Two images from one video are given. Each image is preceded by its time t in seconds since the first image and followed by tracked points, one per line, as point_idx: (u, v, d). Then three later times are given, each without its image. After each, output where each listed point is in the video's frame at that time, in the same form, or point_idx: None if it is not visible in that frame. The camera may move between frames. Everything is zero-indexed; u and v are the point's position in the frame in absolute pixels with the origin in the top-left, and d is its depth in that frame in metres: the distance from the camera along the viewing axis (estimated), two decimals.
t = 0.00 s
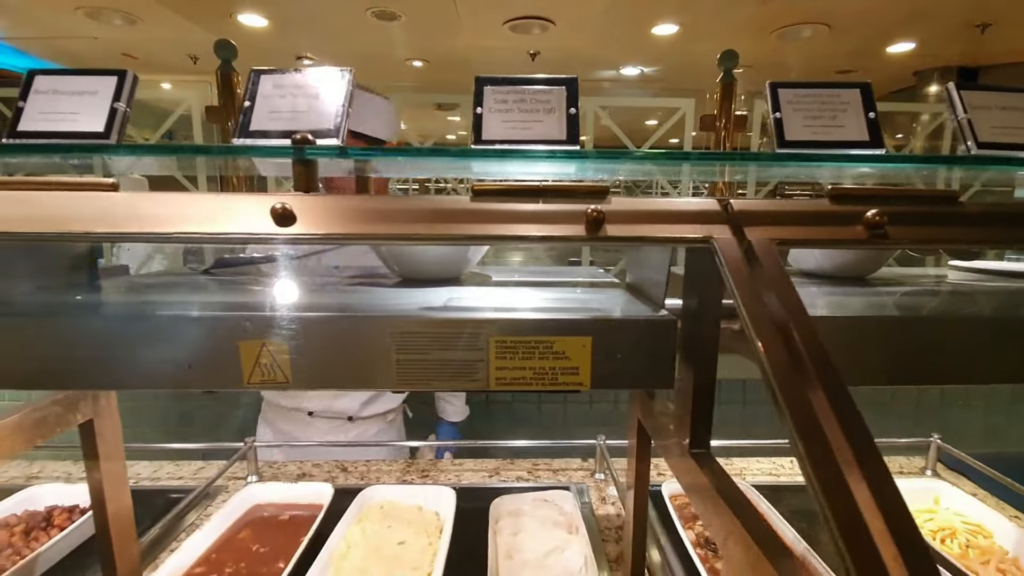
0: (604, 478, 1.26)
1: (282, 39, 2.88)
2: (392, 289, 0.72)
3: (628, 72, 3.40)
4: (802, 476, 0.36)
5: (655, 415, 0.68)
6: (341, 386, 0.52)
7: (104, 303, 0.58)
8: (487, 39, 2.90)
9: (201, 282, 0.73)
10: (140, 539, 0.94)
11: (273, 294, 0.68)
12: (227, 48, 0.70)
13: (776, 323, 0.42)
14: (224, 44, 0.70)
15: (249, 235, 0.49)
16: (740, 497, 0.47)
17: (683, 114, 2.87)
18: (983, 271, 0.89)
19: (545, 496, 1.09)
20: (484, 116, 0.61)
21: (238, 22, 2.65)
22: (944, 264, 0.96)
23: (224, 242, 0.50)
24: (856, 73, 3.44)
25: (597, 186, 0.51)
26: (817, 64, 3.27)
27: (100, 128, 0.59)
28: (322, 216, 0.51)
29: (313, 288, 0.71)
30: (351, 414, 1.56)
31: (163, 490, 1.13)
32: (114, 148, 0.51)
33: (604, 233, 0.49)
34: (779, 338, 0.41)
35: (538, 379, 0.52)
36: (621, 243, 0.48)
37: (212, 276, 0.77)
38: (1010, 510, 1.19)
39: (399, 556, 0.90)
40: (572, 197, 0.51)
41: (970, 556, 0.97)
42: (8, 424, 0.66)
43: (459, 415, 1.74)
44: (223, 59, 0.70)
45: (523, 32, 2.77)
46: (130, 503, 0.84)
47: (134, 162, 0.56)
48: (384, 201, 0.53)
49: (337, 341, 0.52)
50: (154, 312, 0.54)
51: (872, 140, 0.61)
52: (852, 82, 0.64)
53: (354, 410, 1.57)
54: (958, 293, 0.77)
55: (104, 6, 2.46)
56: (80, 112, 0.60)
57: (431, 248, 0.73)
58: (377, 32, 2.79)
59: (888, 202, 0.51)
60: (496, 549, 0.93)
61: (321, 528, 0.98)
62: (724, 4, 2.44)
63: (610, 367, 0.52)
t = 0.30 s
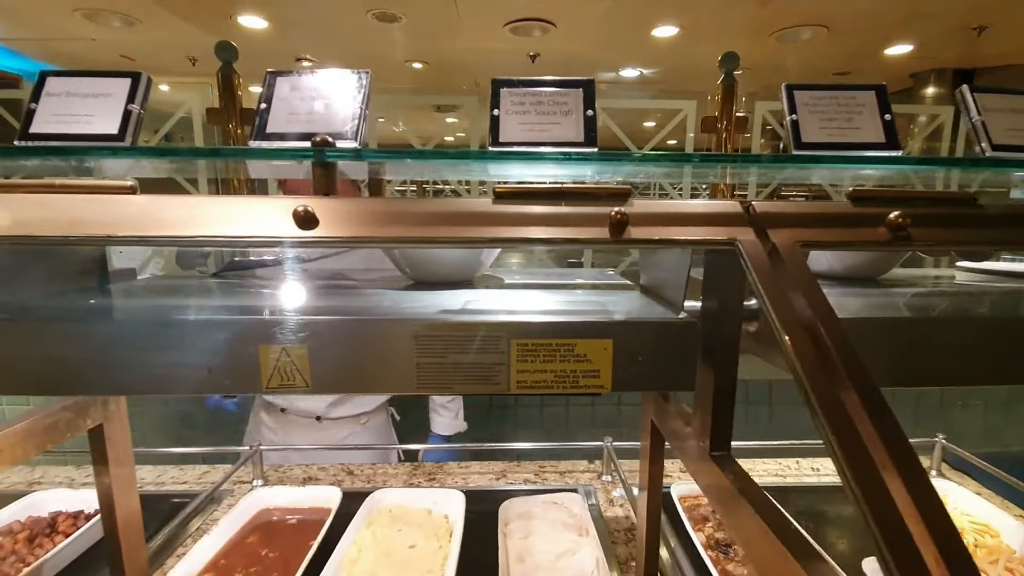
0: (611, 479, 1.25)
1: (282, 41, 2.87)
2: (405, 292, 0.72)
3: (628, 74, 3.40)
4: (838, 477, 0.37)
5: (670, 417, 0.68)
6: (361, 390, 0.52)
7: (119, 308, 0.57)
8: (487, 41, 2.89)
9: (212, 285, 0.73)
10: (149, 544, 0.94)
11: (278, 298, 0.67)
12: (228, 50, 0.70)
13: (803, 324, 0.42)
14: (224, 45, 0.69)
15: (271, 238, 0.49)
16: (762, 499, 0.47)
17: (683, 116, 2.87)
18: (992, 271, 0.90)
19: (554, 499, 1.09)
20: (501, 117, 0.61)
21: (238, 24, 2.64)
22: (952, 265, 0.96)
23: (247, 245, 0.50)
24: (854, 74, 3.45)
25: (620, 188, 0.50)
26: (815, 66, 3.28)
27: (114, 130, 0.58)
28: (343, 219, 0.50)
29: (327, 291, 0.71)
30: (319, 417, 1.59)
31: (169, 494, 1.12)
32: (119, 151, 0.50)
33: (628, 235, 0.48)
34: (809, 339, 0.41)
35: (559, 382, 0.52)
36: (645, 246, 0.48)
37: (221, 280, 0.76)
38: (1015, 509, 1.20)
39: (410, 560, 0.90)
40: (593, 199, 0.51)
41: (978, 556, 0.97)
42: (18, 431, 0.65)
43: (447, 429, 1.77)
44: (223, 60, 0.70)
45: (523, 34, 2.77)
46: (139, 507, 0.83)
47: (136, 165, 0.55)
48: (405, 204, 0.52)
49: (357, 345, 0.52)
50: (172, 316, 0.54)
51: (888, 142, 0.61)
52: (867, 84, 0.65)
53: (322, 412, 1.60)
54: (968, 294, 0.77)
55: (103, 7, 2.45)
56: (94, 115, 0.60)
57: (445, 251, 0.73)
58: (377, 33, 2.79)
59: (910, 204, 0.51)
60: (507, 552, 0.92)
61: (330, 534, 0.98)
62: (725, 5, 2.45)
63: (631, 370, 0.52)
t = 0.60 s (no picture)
0: (623, 484, 1.22)
1: (287, 40, 2.85)
2: (415, 292, 0.69)
3: (635, 74, 3.37)
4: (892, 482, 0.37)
5: (690, 421, 0.65)
6: (372, 396, 0.50)
7: (119, 309, 0.55)
8: (494, 41, 2.87)
9: (215, 286, 0.70)
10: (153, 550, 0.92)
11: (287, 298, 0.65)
12: (236, 48, 0.69)
13: (846, 324, 0.42)
14: (231, 44, 0.68)
15: (280, 235, 0.47)
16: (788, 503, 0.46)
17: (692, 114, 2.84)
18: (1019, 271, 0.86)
19: (565, 505, 1.06)
20: (517, 109, 0.59)
21: (244, 24, 2.63)
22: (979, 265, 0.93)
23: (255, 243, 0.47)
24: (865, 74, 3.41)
25: (645, 182, 0.48)
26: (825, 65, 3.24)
27: (116, 124, 0.56)
28: (355, 216, 0.48)
29: (334, 292, 0.68)
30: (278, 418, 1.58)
31: (172, 499, 1.09)
32: (121, 145, 0.48)
33: (655, 232, 0.46)
34: (854, 340, 0.41)
35: (580, 389, 0.49)
36: (674, 243, 0.46)
37: (226, 280, 0.74)
38: None
39: (419, 569, 0.88)
40: (618, 193, 0.48)
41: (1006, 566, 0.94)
42: (15, 436, 0.63)
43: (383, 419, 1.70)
44: (230, 59, 0.68)
45: (531, 33, 2.75)
46: (141, 511, 0.81)
47: (137, 159, 0.53)
48: (419, 199, 0.50)
49: (369, 348, 0.49)
50: (177, 317, 0.51)
51: (922, 135, 0.58)
52: (898, 75, 0.62)
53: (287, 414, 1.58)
54: (1000, 295, 0.74)
55: (110, 7, 2.44)
56: (95, 108, 0.58)
57: (458, 250, 0.71)
58: (383, 33, 2.77)
59: (953, 198, 0.48)
60: (519, 561, 0.90)
61: (337, 541, 0.95)
62: (735, 3, 2.42)
63: (656, 374, 0.50)
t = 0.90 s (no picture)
0: (655, 498, 1.19)
1: (315, 49, 2.88)
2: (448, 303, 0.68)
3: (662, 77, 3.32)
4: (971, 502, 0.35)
5: (735, 439, 0.62)
6: (407, 411, 0.49)
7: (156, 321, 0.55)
8: (519, 46, 2.86)
9: (247, 296, 0.70)
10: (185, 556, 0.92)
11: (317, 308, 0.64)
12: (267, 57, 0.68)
13: (919, 337, 0.39)
14: (261, 53, 0.67)
15: (317, 248, 0.46)
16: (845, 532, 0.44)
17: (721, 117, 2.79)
18: None
19: (597, 519, 1.04)
20: (554, 115, 0.57)
21: (275, 34, 2.67)
22: None
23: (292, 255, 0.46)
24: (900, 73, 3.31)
25: (694, 190, 0.46)
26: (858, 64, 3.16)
27: (153, 136, 0.56)
28: (392, 227, 0.47)
29: (365, 302, 0.67)
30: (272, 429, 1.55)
31: (203, 506, 1.10)
32: (159, 157, 0.47)
33: (706, 243, 0.43)
34: (926, 354, 0.38)
35: (624, 407, 0.47)
36: (726, 255, 0.43)
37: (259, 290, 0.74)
38: None
39: None
40: (665, 202, 0.46)
41: None
42: (54, 446, 0.63)
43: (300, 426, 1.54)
44: (262, 68, 0.67)
45: (557, 37, 2.73)
46: (176, 519, 0.81)
47: (175, 169, 0.52)
48: (457, 209, 0.48)
49: (404, 363, 0.48)
50: (215, 330, 0.51)
51: (987, 136, 0.55)
52: (958, 73, 0.59)
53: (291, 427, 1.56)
54: None
55: (146, 19, 2.50)
56: (133, 119, 0.57)
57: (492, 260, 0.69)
58: (409, 40, 2.78)
59: None
60: None
61: (367, 552, 0.94)
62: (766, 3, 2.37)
63: (704, 393, 0.47)
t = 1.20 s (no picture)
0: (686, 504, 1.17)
1: (338, 52, 2.90)
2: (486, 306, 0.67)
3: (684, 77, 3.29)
4: None
5: (786, 447, 0.61)
6: (455, 416, 0.48)
7: (203, 322, 0.55)
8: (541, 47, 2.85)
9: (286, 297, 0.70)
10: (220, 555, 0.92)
11: (348, 310, 0.64)
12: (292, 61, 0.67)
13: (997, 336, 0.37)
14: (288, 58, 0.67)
15: (369, 250, 0.45)
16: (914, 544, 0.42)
17: (745, 117, 2.76)
18: None
19: (630, 525, 1.02)
20: (601, 115, 0.56)
21: (300, 38, 2.69)
22: None
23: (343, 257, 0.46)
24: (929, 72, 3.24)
25: (755, 191, 0.45)
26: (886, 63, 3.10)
27: (201, 138, 0.57)
28: (444, 229, 0.46)
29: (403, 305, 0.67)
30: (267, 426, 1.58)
31: (233, 506, 1.10)
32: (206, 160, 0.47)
33: (770, 246, 0.42)
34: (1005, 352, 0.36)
35: (679, 413, 0.46)
36: (791, 259, 0.42)
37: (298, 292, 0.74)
38: None
39: None
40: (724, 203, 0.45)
41: None
42: (99, 446, 0.65)
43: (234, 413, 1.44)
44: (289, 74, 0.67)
45: (580, 38, 2.71)
46: (214, 518, 0.81)
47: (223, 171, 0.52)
48: (509, 210, 0.48)
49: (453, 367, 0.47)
50: (266, 333, 0.51)
51: None
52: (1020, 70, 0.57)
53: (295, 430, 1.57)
54: None
55: (176, 25, 2.54)
56: (181, 122, 0.58)
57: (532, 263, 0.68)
58: (431, 43, 2.79)
59: None
60: None
61: (399, 555, 0.94)
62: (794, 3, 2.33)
63: (763, 400, 0.46)
